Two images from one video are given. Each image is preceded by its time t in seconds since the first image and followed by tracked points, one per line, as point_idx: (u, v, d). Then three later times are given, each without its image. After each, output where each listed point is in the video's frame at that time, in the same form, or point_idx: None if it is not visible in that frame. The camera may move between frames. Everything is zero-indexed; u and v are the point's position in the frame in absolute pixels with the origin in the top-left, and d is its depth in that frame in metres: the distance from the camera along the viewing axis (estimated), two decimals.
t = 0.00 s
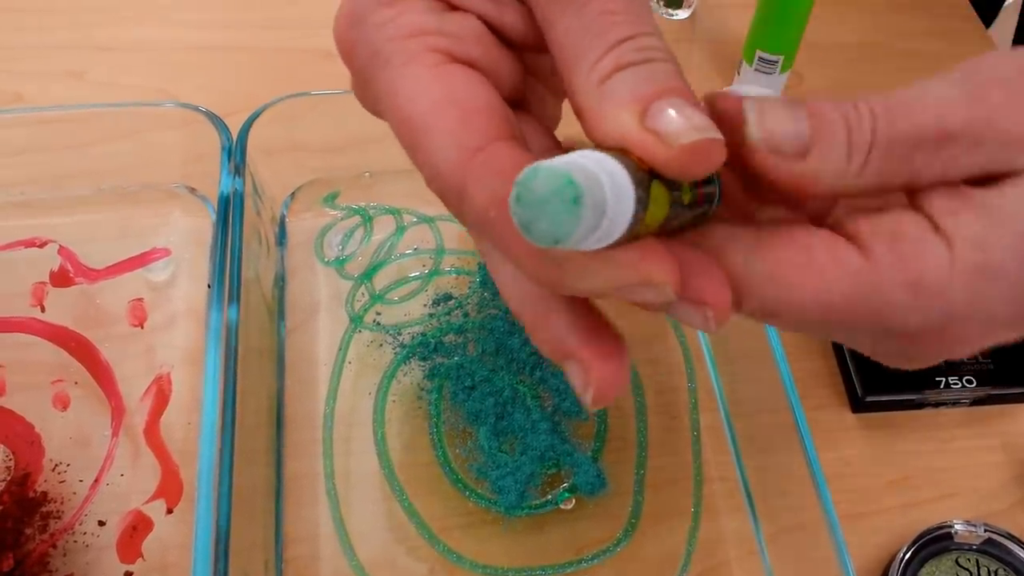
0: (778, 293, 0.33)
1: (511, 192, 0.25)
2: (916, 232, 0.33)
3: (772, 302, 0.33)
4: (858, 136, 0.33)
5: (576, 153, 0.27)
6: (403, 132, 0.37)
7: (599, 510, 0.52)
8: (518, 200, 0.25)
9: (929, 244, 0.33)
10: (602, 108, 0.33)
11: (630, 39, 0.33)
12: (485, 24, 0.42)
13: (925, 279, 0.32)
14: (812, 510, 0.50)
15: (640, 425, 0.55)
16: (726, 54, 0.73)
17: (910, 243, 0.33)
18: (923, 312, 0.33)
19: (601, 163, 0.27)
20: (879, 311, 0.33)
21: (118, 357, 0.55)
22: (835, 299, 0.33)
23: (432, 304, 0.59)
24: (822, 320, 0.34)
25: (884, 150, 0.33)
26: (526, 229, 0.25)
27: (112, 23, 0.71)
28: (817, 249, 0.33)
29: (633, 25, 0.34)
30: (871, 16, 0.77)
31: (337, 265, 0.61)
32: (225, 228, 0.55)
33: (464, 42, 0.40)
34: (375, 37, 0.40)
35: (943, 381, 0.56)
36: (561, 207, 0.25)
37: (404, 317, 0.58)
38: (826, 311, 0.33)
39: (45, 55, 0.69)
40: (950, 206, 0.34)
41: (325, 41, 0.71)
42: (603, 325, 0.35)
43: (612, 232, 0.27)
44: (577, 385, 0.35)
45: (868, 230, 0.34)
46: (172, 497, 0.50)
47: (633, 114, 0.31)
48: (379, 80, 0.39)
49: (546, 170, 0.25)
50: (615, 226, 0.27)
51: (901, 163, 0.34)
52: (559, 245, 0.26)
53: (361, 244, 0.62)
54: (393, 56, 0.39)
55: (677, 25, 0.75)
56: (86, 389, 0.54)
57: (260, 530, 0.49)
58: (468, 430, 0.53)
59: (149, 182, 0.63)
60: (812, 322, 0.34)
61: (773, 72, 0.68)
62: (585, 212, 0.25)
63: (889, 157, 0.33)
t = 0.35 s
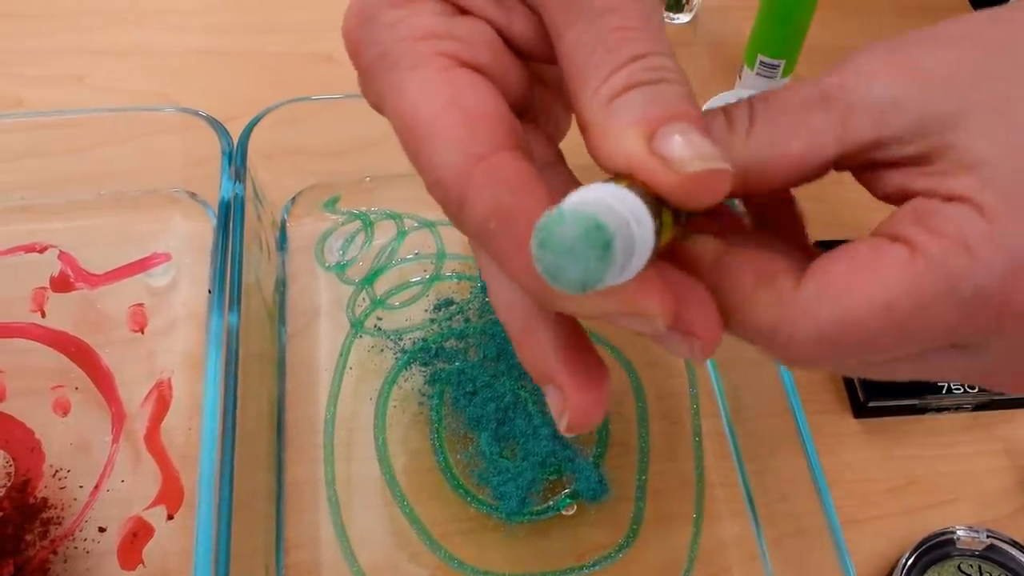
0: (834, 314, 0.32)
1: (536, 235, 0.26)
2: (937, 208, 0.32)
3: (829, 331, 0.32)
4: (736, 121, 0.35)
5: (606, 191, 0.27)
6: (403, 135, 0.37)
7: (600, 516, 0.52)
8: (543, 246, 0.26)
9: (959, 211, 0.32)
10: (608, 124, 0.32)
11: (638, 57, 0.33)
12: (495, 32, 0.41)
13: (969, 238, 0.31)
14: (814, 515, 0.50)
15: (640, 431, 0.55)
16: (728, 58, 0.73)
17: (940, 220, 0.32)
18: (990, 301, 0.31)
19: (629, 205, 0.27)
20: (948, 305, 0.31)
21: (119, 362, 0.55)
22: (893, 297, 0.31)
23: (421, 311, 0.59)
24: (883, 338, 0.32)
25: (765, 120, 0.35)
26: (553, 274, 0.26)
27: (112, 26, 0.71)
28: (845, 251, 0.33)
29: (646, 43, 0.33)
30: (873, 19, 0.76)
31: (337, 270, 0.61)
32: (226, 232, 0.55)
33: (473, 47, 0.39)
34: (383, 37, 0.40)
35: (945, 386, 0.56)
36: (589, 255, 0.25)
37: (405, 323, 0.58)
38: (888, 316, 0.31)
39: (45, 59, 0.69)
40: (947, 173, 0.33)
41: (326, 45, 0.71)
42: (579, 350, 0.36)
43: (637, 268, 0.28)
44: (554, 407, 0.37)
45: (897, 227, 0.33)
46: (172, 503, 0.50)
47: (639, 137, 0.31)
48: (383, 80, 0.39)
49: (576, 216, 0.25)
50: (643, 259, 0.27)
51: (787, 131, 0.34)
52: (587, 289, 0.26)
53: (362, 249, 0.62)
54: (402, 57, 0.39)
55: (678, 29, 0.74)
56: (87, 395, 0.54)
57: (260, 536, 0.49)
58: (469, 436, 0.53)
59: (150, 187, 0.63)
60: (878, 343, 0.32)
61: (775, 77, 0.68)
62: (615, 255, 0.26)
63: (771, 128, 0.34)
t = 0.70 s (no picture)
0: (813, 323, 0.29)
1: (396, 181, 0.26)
2: (924, 217, 0.31)
3: (805, 342, 0.29)
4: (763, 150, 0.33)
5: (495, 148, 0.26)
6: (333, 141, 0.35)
7: (604, 519, 0.52)
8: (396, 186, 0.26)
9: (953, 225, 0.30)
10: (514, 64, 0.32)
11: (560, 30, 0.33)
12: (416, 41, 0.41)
13: (960, 253, 0.29)
14: (821, 516, 0.50)
15: (644, 433, 0.55)
16: (731, 60, 0.73)
17: (932, 230, 0.30)
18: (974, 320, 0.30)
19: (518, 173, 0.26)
20: (932, 325, 0.29)
21: (121, 364, 0.55)
22: (877, 305, 0.29)
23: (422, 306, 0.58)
24: (860, 354, 0.30)
25: (795, 148, 0.33)
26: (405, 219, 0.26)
27: (114, 28, 0.71)
28: (819, 257, 0.30)
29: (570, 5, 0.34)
30: (877, 21, 0.76)
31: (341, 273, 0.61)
32: (229, 234, 0.55)
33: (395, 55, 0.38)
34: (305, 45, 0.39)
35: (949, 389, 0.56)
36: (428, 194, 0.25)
37: (408, 325, 0.58)
38: (871, 329, 0.29)
39: (46, 61, 0.69)
40: (931, 188, 0.32)
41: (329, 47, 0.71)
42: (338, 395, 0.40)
43: (513, 229, 0.26)
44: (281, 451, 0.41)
45: (877, 236, 0.31)
46: (175, 506, 0.50)
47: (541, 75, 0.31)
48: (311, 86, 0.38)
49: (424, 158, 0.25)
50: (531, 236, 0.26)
51: (819, 159, 0.32)
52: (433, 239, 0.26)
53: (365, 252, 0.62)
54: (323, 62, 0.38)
55: (682, 31, 0.74)
56: (89, 397, 0.54)
57: (263, 538, 0.49)
58: (472, 438, 0.53)
59: (152, 189, 0.62)
60: (853, 359, 0.30)
61: (778, 78, 0.67)
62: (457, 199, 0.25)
63: (805, 156, 0.32)
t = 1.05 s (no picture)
0: (807, 435, 0.32)
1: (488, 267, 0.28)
2: (911, 308, 0.33)
3: (804, 449, 0.32)
4: (763, 247, 0.36)
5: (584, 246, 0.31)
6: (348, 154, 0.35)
7: (608, 520, 0.51)
8: (495, 274, 0.28)
9: (938, 315, 0.32)
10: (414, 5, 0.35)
11: None
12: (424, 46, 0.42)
13: (948, 347, 0.31)
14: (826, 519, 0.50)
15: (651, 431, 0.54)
16: (737, 59, 0.73)
17: (917, 327, 0.32)
18: (968, 415, 0.31)
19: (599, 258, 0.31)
20: (925, 417, 0.31)
21: (123, 362, 0.55)
22: (872, 413, 0.31)
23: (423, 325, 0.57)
24: (856, 454, 0.32)
25: (792, 245, 0.35)
26: (500, 303, 0.28)
27: (118, 25, 0.71)
28: (812, 363, 0.33)
29: None
30: (883, 20, 0.76)
31: (345, 271, 0.60)
32: (233, 232, 0.53)
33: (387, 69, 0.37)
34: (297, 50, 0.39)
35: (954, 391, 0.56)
36: (540, 282, 0.27)
37: (412, 324, 0.58)
38: (866, 435, 0.31)
39: (51, 57, 0.68)
40: (922, 278, 0.34)
41: (333, 44, 0.71)
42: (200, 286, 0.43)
43: (600, 324, 0.30)
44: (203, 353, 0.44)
45: (860, 332, 0.33)
46: (178, 505, 0.50)
47: None
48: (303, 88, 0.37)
49: (529, 243, 0.28)
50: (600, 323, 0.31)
51: (818, 250, 0.35)
52: (532, 323, 0.28)
53: (368, 251, 0.62)
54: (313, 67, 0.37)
55: (687, 29, 0.74)
56: (91, 395, 0.54)
57: (267, 538, 0.48)
58: (477, 439, 0.53)
59: (156, 186, 0.62)
60: (851, 456, 0.32)
61: (784, 78, 0.67)
62: (562, 285, 0.28)
63: (805, 253, 0.35)
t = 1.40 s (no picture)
0: (777, 399, 0.32)
1: (499, 283, 0.29)
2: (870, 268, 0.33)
3: (774, 416, 0.32)
4: (737, 205, 0.36)
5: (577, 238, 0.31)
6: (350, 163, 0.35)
7: (608, 526, 0.51)
8: (507, 290, 0.28)
9: (895, 271, 0.32)
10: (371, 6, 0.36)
11: None
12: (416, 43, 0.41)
13: (905, 302, 0.31)
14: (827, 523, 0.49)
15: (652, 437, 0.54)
16: (739, 59, 0.72)
17: (877, 285, 0.32)
18: (930, 367, 0.31)
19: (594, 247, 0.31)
20: (887, 375, 0.31)
21: (119, 366, 0.54)
22: (838, 371, 0.31)
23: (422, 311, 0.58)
24: (825, 416, 0.32)
25: (767, 202, 0.35)
26: (518, 318, 0.29)
27: (117, 25, 0.70)
28: (777, 335, 0.33)
29: None
30: (886, 20, 0.75)
31: (343, 273, 0.60)
32: (230, 235, 0.53)
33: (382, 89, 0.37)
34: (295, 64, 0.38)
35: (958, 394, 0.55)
36: (547, 292, 0.28)
37: (411, 326, 0.58)
38: (834, 394, 0.32)
39: (49, 58, 0.68)
40: (888, 237, 0.34)
41: (333, 45, 0.70)
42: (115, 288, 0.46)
43: (599, 322, 0.31)
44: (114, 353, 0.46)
45: (825, 297, 0.34)
46: (173, 510, 0.49)
47: None
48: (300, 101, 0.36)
49: (535, 257, 0.28)
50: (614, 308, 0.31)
51: (793, 208, 0.35)
52: (552, 332, 0.29)
53: (367, 253, 0.61)
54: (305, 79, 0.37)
55: (689, 30, 0.74)
56: (86, 399, 0.53)
57: (263, 543, 0.48)
58: (475, 443, 0.52)
59: (153, 187, 0.62)
60: (822, 419, 0.32)
61: (786, 78, 0.67)
62: (571, 300, 0.29)
63: (780, 211, 0.35)
